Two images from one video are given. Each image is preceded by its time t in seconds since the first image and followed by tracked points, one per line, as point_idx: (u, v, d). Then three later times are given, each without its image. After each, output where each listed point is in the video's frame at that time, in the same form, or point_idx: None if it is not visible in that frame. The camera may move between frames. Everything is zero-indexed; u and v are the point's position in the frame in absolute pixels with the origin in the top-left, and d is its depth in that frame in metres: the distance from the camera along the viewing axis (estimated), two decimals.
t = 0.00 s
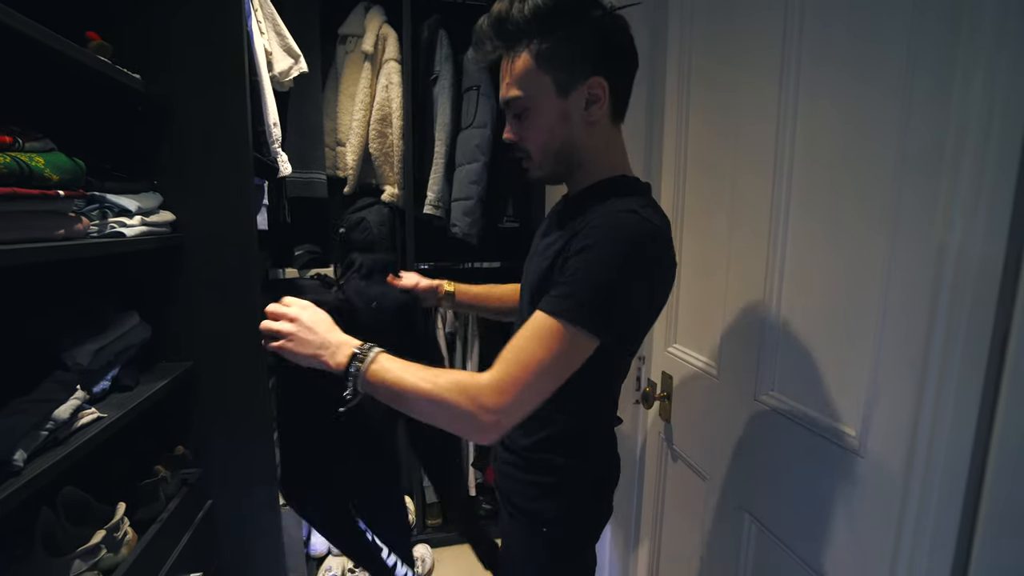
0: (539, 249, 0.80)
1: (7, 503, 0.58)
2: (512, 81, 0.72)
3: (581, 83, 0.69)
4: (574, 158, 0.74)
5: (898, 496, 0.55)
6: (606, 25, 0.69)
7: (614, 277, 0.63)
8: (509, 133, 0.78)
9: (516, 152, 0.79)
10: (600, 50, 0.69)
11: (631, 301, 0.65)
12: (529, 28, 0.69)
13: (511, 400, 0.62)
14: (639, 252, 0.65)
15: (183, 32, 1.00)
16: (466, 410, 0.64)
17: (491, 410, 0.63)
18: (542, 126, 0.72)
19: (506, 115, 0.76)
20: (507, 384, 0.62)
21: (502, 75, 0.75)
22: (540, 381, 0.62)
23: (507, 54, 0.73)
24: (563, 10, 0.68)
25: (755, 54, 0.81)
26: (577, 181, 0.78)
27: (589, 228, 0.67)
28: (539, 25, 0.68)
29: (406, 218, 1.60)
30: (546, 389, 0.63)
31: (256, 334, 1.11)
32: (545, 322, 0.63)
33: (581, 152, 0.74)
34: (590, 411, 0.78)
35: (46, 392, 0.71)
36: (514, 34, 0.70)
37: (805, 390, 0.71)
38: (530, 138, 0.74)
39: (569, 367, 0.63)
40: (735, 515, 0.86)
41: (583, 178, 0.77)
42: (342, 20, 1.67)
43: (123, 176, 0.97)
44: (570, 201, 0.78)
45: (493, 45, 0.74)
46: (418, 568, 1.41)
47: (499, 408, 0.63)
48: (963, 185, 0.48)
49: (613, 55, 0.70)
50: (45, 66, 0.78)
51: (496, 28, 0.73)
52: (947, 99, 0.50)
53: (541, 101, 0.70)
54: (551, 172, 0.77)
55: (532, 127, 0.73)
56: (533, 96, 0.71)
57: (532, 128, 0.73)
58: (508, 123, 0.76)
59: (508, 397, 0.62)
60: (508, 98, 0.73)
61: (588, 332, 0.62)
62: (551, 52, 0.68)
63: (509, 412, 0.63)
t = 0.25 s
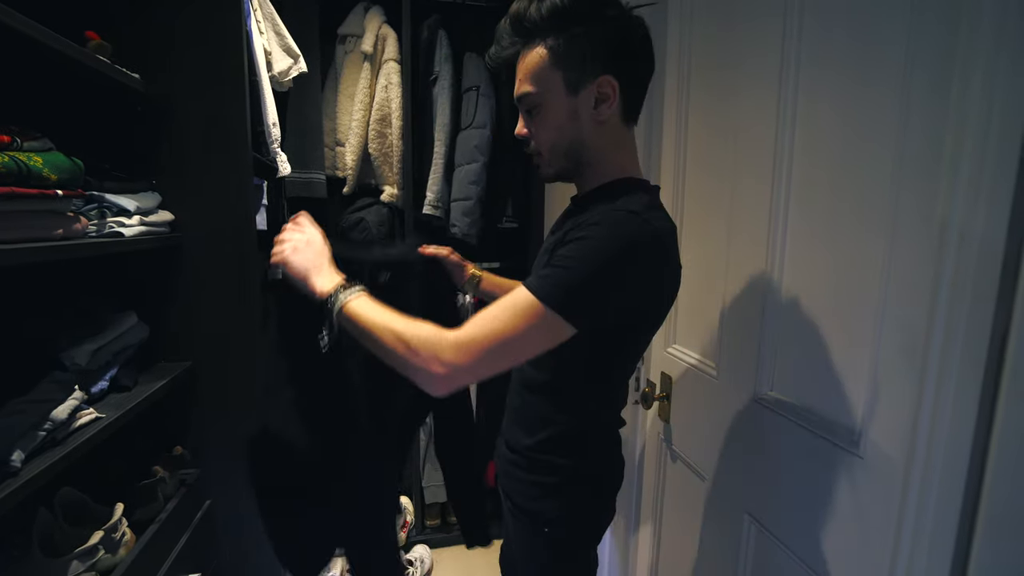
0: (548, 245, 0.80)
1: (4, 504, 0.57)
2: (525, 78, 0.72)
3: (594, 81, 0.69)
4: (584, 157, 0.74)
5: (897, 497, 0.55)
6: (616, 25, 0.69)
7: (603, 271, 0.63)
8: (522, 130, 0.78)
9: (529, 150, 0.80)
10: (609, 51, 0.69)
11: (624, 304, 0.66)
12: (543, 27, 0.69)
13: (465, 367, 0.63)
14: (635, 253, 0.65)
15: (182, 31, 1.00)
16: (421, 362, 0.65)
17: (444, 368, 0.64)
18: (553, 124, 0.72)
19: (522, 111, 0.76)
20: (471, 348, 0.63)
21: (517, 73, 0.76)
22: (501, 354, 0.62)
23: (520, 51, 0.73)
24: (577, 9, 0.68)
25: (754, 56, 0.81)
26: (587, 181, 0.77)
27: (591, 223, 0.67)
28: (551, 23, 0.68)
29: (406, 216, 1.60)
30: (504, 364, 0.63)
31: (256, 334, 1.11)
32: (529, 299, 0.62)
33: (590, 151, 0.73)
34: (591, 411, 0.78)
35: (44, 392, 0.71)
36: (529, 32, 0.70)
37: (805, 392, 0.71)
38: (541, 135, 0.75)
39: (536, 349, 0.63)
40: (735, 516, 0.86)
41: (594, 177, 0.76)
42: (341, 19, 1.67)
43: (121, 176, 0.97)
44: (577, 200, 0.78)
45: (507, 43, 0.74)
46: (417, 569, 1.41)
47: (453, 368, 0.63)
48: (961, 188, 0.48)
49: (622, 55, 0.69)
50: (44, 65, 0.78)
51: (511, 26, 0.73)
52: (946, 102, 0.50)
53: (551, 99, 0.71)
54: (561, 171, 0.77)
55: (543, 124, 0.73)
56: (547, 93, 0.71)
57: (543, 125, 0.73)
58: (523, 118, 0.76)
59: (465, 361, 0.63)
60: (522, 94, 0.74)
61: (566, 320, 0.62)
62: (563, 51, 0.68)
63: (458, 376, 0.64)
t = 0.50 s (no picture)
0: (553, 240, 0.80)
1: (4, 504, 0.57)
2: (535, 77, 0.72)
3: (602, 80, 0.69)
4: (592, 156, 0.73)
5: (897, 495, 0.55)
6: (628, 24, 0.70)
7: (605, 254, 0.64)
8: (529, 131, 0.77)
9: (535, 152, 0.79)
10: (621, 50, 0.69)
11: (625, 297, 0.67)
12: (556, 26, 0.69)
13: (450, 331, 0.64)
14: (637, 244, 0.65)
15: (181, 33, 1.00)
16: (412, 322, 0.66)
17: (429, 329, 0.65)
18: (561, 123, 0.72)
19: (529, 111, 0.75)
20: (460, 314, 0.63)
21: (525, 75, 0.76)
22: (489, 323, 0.63)
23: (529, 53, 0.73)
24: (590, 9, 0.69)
25: (753, 58, 0.81)
26: (595, 181, 0.76)
27: (598, 211, 0.67)
28: (564, 22, 0.68)
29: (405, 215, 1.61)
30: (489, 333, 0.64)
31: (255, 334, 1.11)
32: (529, 272, 0.63)
33: (598, 150, 0.73)
34: (591, 412, 0.78)
35: (43, 393, 0.71)
36: (540, 33, 0.70)
37: (804, 391, 0.71)
38: (549, 135, 0.74)
39: (522, 323, 0.64)
40: (734, 516, 0.86)
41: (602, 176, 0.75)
42: (340, 21, 1.67)
43: (121, 177, 0.97)
44: (582, 198, 0.77)
45: (517, 46, 0.74)
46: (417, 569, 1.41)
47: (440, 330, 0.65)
48: (958, 189, 0.48)
49: (625, 55, 0.70)
50: (44, 67, 0.78)
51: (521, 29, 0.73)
52: (943, 104, 0.51)
53: (561, 98, 0.70)
54: (568, 172, 0.76)
55: (552, 123, 0.73)
56: (554, 92, 0.71)
57: (553, 124, 0.73)
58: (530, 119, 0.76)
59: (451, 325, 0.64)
60: (529, 94, 0.73)
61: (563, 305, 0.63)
62: (576, 49, 0.68)
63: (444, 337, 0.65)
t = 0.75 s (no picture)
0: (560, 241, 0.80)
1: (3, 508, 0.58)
2: (550, 82, 0.73)
3: (612, 83, 0.69)
4: (605, 158, 0.73)
5: (894, 495, 0.56)
6: (640, 27, 0.70)
7: (610, 257, 0.64)
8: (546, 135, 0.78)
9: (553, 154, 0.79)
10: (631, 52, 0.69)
11: (628, 299, 0.67)
12: (570, 31, 0.70)
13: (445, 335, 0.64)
14: (645, 249, 0.66)
15: (181, 37, 1.01)
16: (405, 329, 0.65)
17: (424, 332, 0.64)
18: (574, 127, 0.72)
19: (545, 115, 0.76)
20: (458, 316, 0.63)
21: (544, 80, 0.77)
22: (483, 326, 0.62)
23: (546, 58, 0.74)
24: (605, 14, 0.70)
25: (750, 63, 0.82)
26: (608, 182, 0.75)
27: (600, 217, 0.67)
28: (579, 28, 0.70)
29: (404, 220, 1.61)
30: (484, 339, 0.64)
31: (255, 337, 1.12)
32: (531, 277, 0.63)
33: (612, 152, 0.72)
34: (592, 416, 0.78)
35: (43, 396, 0.71)
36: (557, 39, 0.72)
37: (801, 394, 0.71)
38: (563, 137, 0.74)
39: (519, 329, 0.63)
40: (732, 518, 0.86)
41: (615, 177, 0.74)
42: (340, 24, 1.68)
43: (120, 180, 0.97)
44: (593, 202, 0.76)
45: (537, 53, 0.76)
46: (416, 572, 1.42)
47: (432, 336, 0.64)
48: (953, 193, 0.49)
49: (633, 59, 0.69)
50: (44, 70, 0.78)
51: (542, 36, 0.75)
52: (937, 109, 0.51)
53: (574, 102, 0.71)
54: (580, 174, 0.76)
55: (566, 126, 0.73)
56: (568, 95, 0.71)
57: (566, 127, 0.73)
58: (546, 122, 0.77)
59: (447, 328, 0.63)
60: (545, 97, 0.75)
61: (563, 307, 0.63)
62: (589, 52, 0.69)
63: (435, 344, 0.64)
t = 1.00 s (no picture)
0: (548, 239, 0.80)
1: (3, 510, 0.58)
2: (547, 80, 0.73)
3: (607, 85, 0.68)
4: (600, 160, 0.73)
5: (892, 501, 0.55)
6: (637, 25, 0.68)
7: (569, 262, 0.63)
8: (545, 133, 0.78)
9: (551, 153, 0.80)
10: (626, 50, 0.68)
11: (612, 301, 0.67)
12: (569, 29, 0.70)
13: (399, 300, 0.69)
14: (609, 249, 0.64)
15: (181, 41, 1.01)
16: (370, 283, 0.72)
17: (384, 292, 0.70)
18: (569, 129, 0.72)
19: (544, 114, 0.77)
20: (420, 287, 0.67)
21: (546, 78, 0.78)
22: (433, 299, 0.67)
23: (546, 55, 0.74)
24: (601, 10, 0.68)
25: (748, 64, 0.82)
26: (601, 183, 0.75)
27: (571, 216, 0.66)
28: (575, 25, 0.69)
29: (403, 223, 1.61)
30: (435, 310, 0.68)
31: (255, 339, 1.12)
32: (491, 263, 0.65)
33: (608, 155, 0.72)
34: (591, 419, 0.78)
35: (44, 398, 0.71)
36: (555, 37, 0.72)
37: (799, 396, 0.71)
38: (559, 137, 0.75)
39: (469, 308, 0.67)
40: (732, 522, 0.86)
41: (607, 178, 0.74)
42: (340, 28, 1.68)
43: (121, 183, 0.97)
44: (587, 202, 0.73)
45: (538, 48, 0.76)
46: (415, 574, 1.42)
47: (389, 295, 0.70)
48: (949, 193, 0.48)
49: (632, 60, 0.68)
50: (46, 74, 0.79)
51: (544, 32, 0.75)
52: (933, 108, 0.51)
53: (570, 104, 0.71)
54: (577, 175, 0.77)
55: (561, 125, 0.73)
56: (563, 97, 0.71)
57: (561, 127, 0.73)
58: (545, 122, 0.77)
59: (404, 293, 0.68)
60: (544, 97, 0.75)
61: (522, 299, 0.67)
62: (583, 54, 0.68)
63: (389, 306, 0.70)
